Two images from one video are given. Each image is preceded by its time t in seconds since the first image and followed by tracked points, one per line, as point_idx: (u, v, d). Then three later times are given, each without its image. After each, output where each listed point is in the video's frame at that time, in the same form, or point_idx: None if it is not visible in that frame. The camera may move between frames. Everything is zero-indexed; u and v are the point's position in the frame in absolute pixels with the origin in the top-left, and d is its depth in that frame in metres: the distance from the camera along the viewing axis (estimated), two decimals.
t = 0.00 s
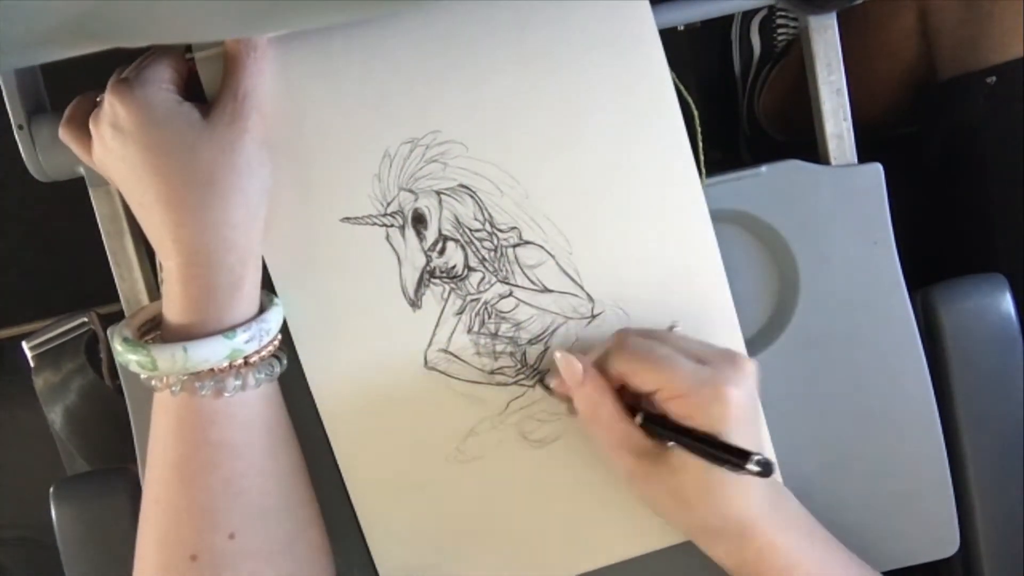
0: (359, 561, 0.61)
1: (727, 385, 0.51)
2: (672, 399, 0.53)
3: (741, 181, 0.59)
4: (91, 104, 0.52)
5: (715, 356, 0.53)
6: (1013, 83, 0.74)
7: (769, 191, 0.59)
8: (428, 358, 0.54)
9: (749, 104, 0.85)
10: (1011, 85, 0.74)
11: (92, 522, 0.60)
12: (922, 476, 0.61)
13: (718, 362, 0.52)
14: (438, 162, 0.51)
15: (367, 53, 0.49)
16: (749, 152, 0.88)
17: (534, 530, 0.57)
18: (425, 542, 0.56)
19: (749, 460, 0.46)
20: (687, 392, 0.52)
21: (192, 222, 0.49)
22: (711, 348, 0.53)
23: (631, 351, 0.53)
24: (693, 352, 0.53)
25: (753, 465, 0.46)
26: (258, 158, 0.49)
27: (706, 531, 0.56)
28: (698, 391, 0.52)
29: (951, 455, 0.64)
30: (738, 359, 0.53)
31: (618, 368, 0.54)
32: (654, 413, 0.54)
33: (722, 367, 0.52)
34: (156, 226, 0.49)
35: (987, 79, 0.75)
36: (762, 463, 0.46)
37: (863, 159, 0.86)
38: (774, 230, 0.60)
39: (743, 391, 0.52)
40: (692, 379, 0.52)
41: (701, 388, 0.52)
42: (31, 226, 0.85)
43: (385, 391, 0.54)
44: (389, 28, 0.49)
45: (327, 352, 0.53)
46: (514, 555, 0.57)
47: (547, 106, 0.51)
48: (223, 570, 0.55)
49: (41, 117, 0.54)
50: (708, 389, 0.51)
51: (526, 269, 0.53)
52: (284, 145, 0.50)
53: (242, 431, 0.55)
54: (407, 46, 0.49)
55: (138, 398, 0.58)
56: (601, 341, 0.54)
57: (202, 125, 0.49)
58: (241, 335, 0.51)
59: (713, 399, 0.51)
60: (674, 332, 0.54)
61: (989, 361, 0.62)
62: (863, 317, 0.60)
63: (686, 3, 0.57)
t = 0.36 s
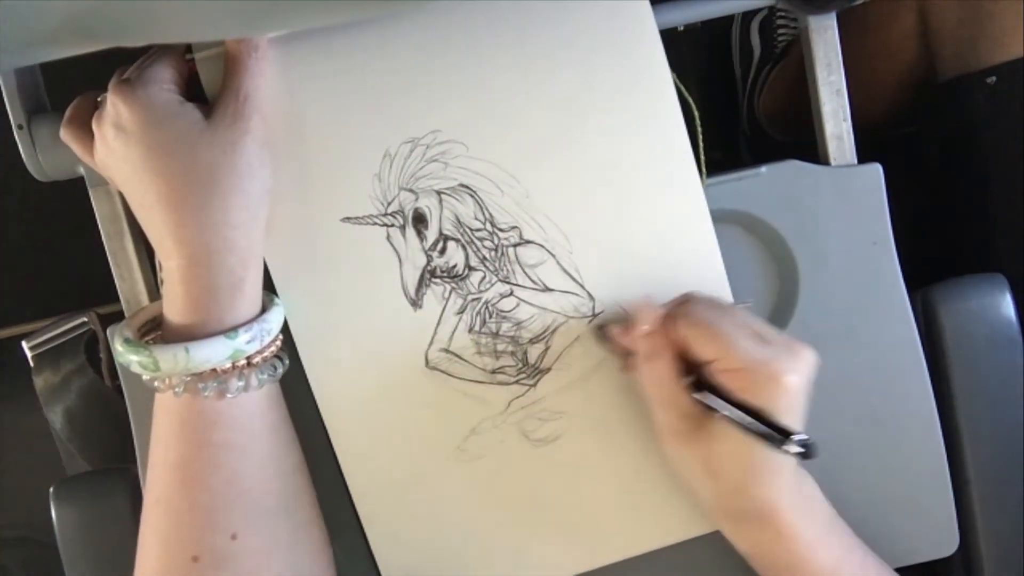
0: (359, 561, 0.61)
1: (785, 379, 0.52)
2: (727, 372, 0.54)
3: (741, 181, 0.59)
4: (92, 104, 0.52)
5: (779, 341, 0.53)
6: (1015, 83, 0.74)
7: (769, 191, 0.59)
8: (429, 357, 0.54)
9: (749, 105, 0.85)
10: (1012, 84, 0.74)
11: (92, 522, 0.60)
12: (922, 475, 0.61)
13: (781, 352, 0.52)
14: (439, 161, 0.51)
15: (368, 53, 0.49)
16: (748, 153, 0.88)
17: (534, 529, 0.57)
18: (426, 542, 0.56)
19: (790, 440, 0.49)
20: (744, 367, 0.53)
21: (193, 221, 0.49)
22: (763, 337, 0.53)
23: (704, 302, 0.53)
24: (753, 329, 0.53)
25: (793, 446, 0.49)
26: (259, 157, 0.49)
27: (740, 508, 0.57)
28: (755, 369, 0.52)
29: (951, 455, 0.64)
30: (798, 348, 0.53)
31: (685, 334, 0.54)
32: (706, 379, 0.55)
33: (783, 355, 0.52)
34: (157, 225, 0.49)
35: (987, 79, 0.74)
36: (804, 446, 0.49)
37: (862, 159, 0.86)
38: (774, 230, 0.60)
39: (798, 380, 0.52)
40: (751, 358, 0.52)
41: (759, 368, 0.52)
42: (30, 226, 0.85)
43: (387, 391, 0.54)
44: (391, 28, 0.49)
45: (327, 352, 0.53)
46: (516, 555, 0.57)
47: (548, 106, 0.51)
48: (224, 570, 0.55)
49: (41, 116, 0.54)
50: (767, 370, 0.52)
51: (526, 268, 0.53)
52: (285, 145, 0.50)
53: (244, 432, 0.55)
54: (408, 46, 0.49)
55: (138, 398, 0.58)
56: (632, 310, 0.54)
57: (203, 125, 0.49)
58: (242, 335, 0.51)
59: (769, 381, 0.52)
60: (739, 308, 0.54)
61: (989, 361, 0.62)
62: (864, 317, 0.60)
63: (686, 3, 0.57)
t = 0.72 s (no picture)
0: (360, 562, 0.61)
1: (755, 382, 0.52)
2: (699, 385, 0.53)
3: (742, 181, 0.59)
4: (92, 105, 0.52)
5: (748, 344, 0.52)
6: (1016, 82, 0.74)
7: (770, 191, 0.59)
8: (429, 357, 0.54)
9: (749, 105, 0.85)
10: (1013, 84, 0.74)
11: (93, 523, 0.60)
12: (923, 476, 0.61)
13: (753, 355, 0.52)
14: (439, 162, 0.51)
15: (368, 53, 0.49)
16: (748, 152, 0.88)
17: (534, 530, 0.57)
18: (426, 543, 0.56)
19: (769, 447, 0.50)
20: (715, 380, 0.52)
21: (194, 222, 0.49)
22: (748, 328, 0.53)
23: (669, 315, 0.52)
24: (718, 333, 0.52)
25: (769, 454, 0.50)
26: (260, 159, 0.49)
27: (740, 495, 0.56)
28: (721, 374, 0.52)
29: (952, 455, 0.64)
30: (770, 347, 0.52)
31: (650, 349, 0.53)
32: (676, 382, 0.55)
33: (753, 358, 0.52)
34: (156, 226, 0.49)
35: (988, 79, 0.74)
36: (778, 450, 0.50)
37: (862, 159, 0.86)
38: (774, 230, 0.60)
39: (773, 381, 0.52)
40: (718, 368, 0.52)
41: (730, 379, 0.52)
42: (29, 226, 0.85)
43: (388, 392, 0.54)
44: (391, 28, 0.49)
45: (327, 353, 0.53)
46: (516, 556, 0.57)
47: (548, 106, 0.51)
48: (224, 571, 0.55)
49: (41, 117, 0.54)
50: (737, 378, 0.52)
51: (527, 269, 0.53)
52: (286, 146, 0.50)
53: (244, 433, 0.55)
54: (408, 47, 0.49)
55: (138, 398, 0.58)
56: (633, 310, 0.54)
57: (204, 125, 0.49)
58: (242, 336, 0.51)
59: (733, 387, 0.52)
60: (713, 311, 0.54)
61: (988, 360, 0.62)
62: (864, 317, 0.60)
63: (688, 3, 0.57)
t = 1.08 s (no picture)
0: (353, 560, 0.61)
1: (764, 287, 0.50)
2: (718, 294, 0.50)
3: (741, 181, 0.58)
4: (88, 102, 0.53)
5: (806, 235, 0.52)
6: (1009, 86, 0.76)
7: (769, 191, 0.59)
8: (412, 350, 0.54)
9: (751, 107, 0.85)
10: (1008, 86, 0.76)
11: (90, 522, 0.60)
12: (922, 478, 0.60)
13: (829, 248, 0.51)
14: (426, 153, 0.51)
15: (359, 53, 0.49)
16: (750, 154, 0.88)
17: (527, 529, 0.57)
18: (419, 542, 0.56)
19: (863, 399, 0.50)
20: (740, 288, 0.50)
21: (187, 223, 0.49)
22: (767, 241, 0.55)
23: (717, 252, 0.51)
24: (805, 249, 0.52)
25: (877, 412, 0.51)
26: (257, 159, 0.49)
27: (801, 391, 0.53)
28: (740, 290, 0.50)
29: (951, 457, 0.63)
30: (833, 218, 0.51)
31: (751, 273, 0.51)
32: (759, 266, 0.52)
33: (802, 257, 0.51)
34: (149, 223, 0.49)
35: (987, 79, 0.75)
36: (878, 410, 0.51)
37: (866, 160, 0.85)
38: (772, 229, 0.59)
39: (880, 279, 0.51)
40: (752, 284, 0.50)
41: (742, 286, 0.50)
42: (31, 226, 0.86)
43: (380, 390, 0.54)
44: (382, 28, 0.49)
45: (320, 350, 0.53)
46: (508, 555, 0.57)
47: (541, 104, 0.50)
48: None
49: (41, 117, 0.54)
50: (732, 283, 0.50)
51: (512, 264, 0.53)
52: (281, 146, 0.50)
53: (239, 434, 0.55)
54: (400, 46, 0.49)
55: (136, 396, 0.58)
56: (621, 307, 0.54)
57: (198, 125, 0.49)
58: (226, 339, 0.51)
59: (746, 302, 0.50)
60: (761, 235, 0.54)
61: (987, 361, 0.61)
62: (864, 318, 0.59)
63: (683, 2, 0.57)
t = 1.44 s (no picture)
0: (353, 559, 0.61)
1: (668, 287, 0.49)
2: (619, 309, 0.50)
3: (741, 181, 0.59)
4: (90, 102, 0.53)
5: (660, 254, 0.50)
6: (1012, 83, 0.74)
7: (769, 191, 0.59)
8: (411, 350, 0.54)
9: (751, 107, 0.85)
10: (1011, 84, 0.74)
11: (91, 522, 0.60)
12: (921, 477, 0.61)
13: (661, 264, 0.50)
14: (425, 155, 0.51)
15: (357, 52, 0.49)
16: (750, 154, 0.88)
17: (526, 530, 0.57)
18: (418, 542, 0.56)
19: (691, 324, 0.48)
20: (630, 298, 0.50)
21: (189, 224, 0.50)
22: (654, 243, 0.51)
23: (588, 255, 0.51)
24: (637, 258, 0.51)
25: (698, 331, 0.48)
26: (256, 161, 0.49)
27: (698, 416, 0.54)
28: (640, 294, 0.49)
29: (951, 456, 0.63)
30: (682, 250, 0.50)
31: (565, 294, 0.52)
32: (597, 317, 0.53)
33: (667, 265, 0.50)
34: (151, 225, 0.50)
35: (987, 78, 0.74)
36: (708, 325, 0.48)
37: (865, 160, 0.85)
38: (773, 229, 0.59)
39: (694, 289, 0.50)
40: (629, 285, 0.49)
41: (641, 294, 0.49)
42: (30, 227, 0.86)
43: (379, 390, 0.54)
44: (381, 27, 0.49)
45: (317, 350, 0.53)
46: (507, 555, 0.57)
47: (539, 104, 0.50)
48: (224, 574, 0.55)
49: (41, 117, 0.54)
50: (647, 290, 0.49)
51: (512, 265, 0.54)
52: (281, 147, 0.50)
53: (240, 434, 0.56)
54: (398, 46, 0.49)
55: (136, 397, 0.58)
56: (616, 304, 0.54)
57: (199, 126, 0.49)
58: (227, 340, 0.51)
59: (652, 306, 0.49)
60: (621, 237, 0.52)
61: (989, 361, 0.61)
62: (863, 317, 0.59)
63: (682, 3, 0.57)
